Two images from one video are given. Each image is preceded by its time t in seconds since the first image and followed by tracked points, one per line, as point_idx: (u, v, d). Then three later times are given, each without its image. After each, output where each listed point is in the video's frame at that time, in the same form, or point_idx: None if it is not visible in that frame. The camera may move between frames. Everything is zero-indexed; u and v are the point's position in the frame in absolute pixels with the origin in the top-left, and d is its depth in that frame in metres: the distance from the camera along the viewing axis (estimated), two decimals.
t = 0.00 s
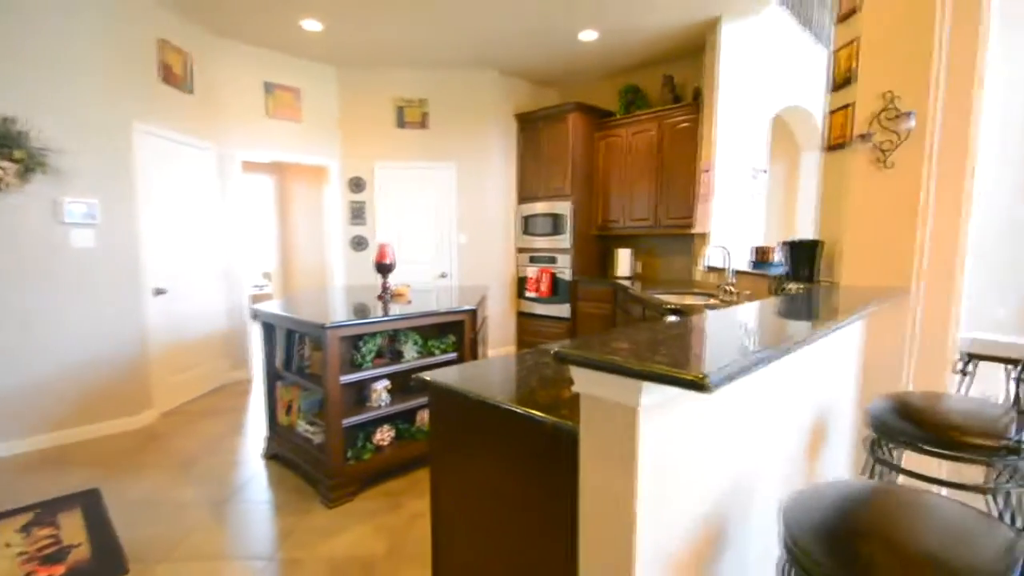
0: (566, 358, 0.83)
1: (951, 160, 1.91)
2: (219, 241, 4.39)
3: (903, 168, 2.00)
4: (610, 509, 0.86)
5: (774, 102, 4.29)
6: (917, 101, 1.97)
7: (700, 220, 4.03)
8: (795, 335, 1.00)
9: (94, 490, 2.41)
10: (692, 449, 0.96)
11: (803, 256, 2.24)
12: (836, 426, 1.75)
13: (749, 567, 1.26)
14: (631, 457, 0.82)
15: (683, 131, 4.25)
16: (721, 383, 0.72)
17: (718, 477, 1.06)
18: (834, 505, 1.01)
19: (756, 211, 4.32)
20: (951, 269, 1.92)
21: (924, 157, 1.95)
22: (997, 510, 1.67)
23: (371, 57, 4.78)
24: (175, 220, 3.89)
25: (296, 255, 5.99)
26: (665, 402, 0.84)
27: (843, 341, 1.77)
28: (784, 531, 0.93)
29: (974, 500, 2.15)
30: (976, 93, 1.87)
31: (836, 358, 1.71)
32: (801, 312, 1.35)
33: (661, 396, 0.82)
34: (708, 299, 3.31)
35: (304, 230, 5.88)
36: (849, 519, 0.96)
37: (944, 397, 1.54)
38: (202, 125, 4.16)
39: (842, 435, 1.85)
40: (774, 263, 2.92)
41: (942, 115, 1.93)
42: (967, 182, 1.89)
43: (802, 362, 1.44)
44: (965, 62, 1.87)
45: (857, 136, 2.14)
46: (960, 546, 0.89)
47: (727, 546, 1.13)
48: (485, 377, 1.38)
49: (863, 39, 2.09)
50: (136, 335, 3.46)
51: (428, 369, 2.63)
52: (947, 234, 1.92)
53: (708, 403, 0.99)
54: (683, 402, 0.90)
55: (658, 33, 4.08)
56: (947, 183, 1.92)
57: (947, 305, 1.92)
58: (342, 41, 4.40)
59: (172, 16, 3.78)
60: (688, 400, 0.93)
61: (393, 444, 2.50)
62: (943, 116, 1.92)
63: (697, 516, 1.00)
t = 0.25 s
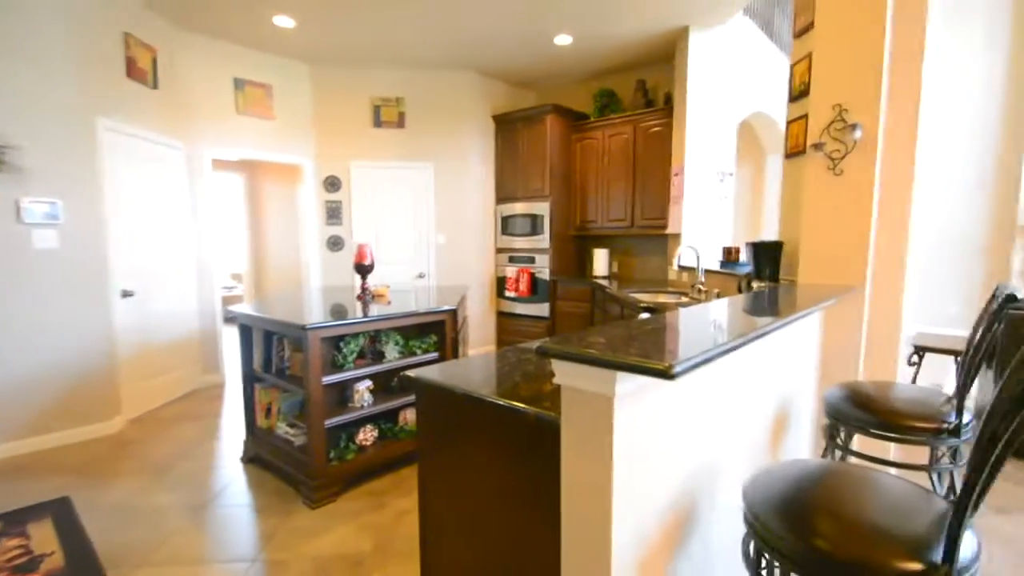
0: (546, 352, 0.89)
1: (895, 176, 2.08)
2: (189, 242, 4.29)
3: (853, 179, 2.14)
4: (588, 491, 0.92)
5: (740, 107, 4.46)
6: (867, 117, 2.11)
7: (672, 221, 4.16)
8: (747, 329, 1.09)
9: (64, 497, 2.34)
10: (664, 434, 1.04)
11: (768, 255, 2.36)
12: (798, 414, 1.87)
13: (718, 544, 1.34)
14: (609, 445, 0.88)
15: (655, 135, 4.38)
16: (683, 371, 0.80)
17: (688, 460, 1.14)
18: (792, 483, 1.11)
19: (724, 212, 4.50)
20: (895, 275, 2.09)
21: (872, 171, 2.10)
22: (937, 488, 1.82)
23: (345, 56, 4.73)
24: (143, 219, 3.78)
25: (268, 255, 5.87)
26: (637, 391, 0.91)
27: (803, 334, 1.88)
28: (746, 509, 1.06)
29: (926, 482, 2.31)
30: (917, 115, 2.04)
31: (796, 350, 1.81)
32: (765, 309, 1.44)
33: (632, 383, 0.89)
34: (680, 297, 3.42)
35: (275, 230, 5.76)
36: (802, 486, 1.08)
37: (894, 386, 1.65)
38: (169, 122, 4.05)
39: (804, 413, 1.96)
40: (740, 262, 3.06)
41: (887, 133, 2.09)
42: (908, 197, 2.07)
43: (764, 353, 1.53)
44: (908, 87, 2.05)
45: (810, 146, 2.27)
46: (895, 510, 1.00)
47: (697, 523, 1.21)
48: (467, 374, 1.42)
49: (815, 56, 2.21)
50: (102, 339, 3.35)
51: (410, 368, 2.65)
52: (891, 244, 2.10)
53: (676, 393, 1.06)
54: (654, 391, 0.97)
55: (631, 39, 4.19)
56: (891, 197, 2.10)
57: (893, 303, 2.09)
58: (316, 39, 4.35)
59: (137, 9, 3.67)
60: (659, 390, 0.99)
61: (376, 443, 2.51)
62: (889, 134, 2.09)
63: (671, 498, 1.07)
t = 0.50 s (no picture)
0: (533, 348, 0.96)
1: (865, 173, 2.18)
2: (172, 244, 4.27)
3: (825, 181, 2.25)
4: (575, 480, 0.98)
5: (718, 111, 4.59)
6: (835, 123, 2.22)
7: (654, 222, 4.27)
8: (718, 327, 1.17)
9: (50, 500, 2.34)
10: (643, 426, 1.10)
11: (744, 254, 2.45)
12: (773, 408, 1.96)
13: (698, 530, 1.42)
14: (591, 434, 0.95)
15: (636, 138, 4.49)
16: (660, 363, 0.87)
17: (665, 450, 1.21)
18: (763, 470, 1.18)
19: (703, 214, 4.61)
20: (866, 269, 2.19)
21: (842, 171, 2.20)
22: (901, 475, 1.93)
23: (329, 58, 4.75)
24: (126, 221, 3.77)
25: (251, 256, 5.85)
26: (619, 384, 0.98)
27: (778, 331, 1.98)
28: (725, 495, 1.12)
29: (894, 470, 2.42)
30: (885, 116, 2.14)
31: (771, 346, 1.91)
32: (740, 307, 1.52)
33: (613, 377, 0.96)
34: (661, 296, 3.53)
35: (258, 231, 5.73)
36: (774, 472, 1.16)
37: (863, 380, 1.74)
38: (152, 124, 4.03)
39: (779, 412, 2.06)
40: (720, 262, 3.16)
41: (856, 134, 2.19)
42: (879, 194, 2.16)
43: (740, 349, 1.62)
44: (876, 89, 2.14)
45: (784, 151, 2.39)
46: (859, 491, 1.08)
47: (677, 510, 1.29)
48: (455, 371, 1.48)
49: (788, 65, 2.31)
50: (85, 342, 3.33)
51: (397, 367, 2.69)
52: (863, 239, 2.19)
53: (655, 387, 1.14)
54: (634, 384, 1.04)
55: (612, 45, 4.29)
56: (862, 194, 2.20)
57: (865, 298, 2.19)
58: (300, 42, 4.36)
59: (120, 11, 3.66)
60: (639, 383, 1.06)
61: (363, 442, 2.55)
62: (858, 135, 2.19)
63: (651, 486, 1.15)
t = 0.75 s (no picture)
0: (526, 346, 1.01)
1: (846, 177, 2.27)
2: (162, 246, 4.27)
3: (806, 184, 2.32)
4: (567, 474, 1.03)
5: (705, 114, 4.67)
6: (816, 127, 2.28)
7: (642, 224, 4.34)
8: (700, 326, 1.23)
9: (42, 501, 2.35)
10: (624, 419, 1.12)
11: (729, 254, 2.52)
12: (758, 405, 2.02)
13: (685, 520, 1.47)
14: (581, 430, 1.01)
15: (624, 141, 4.56)
16: (646, 359, 0.93)
17: (649, 444, 1.23)
18: (745, 463, 1.19)
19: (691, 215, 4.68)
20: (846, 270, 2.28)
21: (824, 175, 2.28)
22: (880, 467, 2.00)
23: (320, 61, 4.78)
24: (118, 224, 3.77)
25: (241, 258, 5.84)
26: (607, 379, 1.04)
27: (763, 330, 2.04)
28: (710, 486, 1.13)
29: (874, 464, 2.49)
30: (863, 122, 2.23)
31: (755, 344, 1.98)
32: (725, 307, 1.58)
33: (602, 373, 1.01)
34: (649, 296, 3.60)
35: (248, 233, 5.72)
36: (757, 464, 1.17)
37: (847, 377, 1.79)
38: (143, 126, 4.04)
39: (765, 411, 2.12)
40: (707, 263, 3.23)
41: (836, 140, 2.28)
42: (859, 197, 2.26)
43: (725, 347, 1.67)
44: (856, 96, 2.23)
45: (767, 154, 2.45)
46: (839, 482, 1.10)
47: (664, 502, 1.33)
48: (448, 369, 1.54)
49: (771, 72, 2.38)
50: (75, 345, 3.33)
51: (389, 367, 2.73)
52: (845, 241, 2.29)
53: (641, 382, 1.19)
54: (621, 379, 1.09)
55: (600, 49, 4.36)
56: (843, 197, 2.29)
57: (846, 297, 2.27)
58: (292, 44, 4.38)
59: (111, 14, 3.67)
60: (625, 378, 1.11)
61: (356, 442, 2.59)
62: (838, 142, 2.28)
63: (638, 478, 1.20)
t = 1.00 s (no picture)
0: (524, 344, 1.03)
1: (836, 178, 2.31)
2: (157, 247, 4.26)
3: (798, 186, 2.36)
4: (562, 468, 1.06)
5: (699, 116, 4.72)
6: (808, 130, 2.32)
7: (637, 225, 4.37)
8: (693, 325, 1.26)
9: (39, 502, 2.35)
10: (618, 416, 1.15)
11: (722, 256, 2.55)
12: (750, 404, 2.05)
13: (680, 516, 1.50)
14: (576, 424, 1.03)
15: (618, 142, 4.60)
16: (641, 357, 0.96)
17: (642, 441, 1.26)
18: (737, 460, 1.22)
19: (685, 217, 4.72)
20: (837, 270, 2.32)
21: (815, 176, 2.31)
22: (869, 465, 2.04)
23: (316, 63, 4.79)
24: (113, 226, 3.77)
25: (236, 260, 5.83)
26: (602, 377, 1.06)
27: (755, 330, 2.08)
28: (702, 482, 1.16)
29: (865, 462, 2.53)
30: (855, 125, 2.27)
31: (747, 343, 2.01)
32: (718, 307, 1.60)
33: (598, 371, 1.04)
34: (644, 297, 3.63)
35: (243, 235, 5.72)
36: (750, 460, 1.20)
37: (838, 376, 1.82)
38: (138, 127, 4.04)
39: (757, 411, 2.15)
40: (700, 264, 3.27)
41: (827, 143, 2.32)
42: (849, 198, 2.29)
43: (717, 346, 1.70)
44: (846, 100, 2.28)
45: (760, 156, 2.49)
46: (829, 477, 1.13)
47: (658, 498, 1.36)
48: (445, 369, 1.56)
49: (764, 75, 2.42)
50: (70, 347, 3.33)
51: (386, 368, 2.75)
52: (835, 241, 2.32)
53: (636, 381, 1.21)
54: (616, 377, 1.12)
55: (595, 51, 4.39)
56: (834, 198, 2.32)
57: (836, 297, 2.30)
58: (287, 46, 4.39)
59: (106, 16, 3.67)
60: (620, 377, 1.14)
61: (352, 442, 2.60)
62: (829, 145, 2.32)
63: (632, 474, 1.22)
